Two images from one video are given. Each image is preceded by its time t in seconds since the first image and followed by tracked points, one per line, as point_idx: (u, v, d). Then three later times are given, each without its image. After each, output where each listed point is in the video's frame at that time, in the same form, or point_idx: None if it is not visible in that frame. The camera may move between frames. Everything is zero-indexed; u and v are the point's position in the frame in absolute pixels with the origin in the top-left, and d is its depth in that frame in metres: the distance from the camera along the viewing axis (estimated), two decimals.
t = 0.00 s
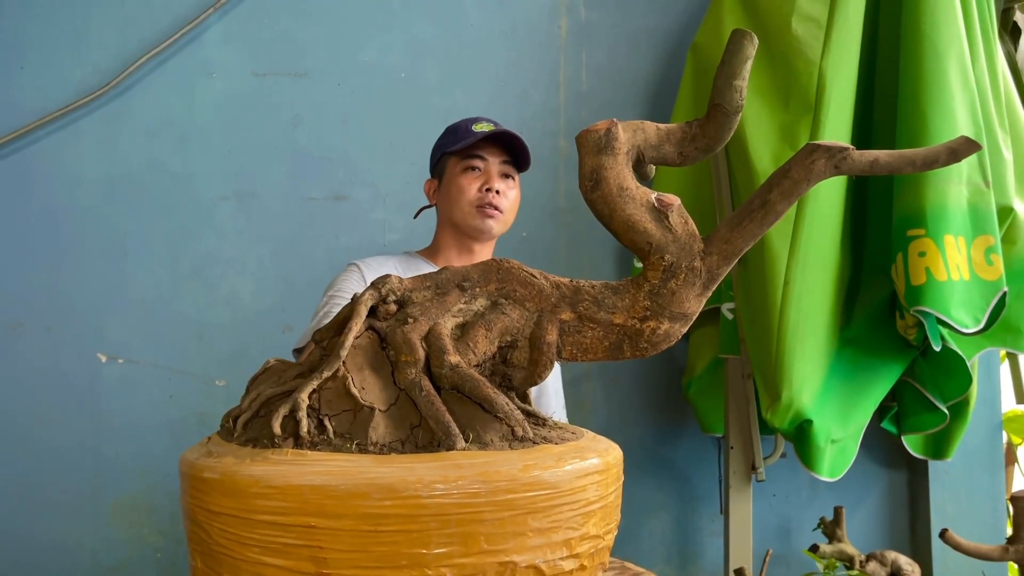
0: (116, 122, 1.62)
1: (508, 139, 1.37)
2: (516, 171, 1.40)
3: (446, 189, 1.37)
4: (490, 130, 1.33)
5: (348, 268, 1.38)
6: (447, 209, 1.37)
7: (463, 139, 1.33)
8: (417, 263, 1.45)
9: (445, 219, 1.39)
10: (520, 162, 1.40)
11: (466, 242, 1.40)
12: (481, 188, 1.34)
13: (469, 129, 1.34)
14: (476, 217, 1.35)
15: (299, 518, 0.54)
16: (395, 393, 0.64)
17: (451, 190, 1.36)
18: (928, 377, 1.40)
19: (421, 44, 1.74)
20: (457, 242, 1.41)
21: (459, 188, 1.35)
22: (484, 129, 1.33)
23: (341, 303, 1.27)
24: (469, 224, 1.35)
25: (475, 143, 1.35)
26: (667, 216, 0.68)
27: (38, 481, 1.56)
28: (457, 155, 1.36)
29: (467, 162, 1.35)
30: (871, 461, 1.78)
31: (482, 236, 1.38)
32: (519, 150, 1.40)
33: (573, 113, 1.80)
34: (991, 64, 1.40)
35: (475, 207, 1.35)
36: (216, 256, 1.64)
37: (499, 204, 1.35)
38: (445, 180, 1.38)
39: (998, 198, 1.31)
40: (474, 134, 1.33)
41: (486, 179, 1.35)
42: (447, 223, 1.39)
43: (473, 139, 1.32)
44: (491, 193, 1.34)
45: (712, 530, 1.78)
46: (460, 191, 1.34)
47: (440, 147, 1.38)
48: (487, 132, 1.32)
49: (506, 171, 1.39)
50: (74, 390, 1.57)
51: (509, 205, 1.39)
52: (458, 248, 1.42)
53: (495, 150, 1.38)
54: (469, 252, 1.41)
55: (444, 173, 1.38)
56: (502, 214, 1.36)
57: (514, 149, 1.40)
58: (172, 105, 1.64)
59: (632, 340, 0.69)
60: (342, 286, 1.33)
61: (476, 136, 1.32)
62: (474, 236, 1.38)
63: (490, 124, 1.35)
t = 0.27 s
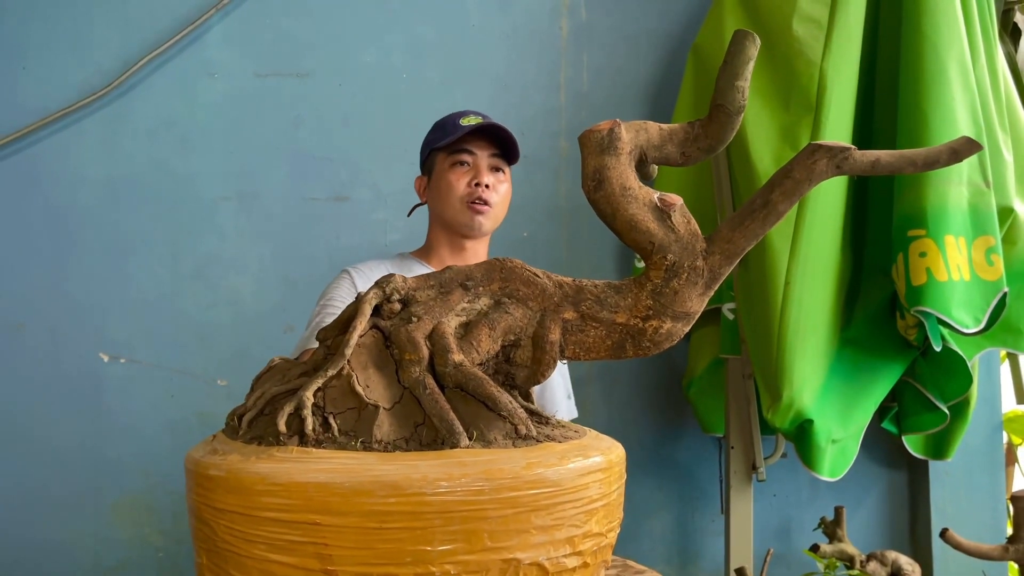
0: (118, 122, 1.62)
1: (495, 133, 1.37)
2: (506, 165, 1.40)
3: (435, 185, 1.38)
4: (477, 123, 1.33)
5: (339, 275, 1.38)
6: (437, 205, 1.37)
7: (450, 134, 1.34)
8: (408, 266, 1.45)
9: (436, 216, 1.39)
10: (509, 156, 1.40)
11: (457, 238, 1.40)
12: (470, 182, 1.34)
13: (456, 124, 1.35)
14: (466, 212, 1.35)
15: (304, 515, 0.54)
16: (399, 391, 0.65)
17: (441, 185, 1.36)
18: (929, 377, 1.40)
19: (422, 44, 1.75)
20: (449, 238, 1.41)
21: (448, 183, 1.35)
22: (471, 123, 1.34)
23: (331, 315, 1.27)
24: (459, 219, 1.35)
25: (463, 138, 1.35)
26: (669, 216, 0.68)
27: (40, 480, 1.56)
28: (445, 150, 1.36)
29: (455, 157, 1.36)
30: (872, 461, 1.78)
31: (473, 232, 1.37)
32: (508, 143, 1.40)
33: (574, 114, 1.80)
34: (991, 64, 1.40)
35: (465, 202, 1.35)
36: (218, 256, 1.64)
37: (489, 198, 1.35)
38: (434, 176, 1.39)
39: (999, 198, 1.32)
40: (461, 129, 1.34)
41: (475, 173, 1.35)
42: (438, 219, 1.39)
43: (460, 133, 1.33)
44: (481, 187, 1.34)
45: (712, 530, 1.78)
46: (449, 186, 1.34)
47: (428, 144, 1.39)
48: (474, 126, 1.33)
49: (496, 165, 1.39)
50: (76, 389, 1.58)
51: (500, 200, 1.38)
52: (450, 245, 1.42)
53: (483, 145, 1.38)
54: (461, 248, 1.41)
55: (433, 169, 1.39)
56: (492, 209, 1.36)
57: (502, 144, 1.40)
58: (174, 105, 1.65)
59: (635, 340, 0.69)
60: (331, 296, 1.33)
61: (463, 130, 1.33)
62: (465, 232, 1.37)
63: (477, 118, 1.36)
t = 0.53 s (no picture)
0: (122, 122, 1.63)
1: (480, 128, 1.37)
2: (492, 161, 1.39)
3: (419, 181, 1.38)
4: (461, 118, 1.33)
5: (321, 289, 1.40)
6: (421, 201, 1.37)
7: (433, 129, 1.34)
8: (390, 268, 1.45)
9: (420, 213, 1.40)
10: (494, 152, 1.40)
11: (442, 235, 1.40)
12: (455, 179, 1.34)
13: (439, 119, 1.34)
14: (450, 209, 1.35)
15: (316, 511, 0.55)
16: (408, 389, 0.65)
17: (424, 182, 1.36)
18: (932, 376, 1.40)
19: (425, 45, 1.75)
20: (434, 236, 1.41)
21: (432, 179, 1.35)
22: (455, 118, 1.34)
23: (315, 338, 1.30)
24: (443, 217, 1.36)
25: (447, 133, 1.35)
26: (677, 215, 0.68)
27: (44, 479, 1.57)
28: (429, 145, 1.36)
29: (439, 153, 1.36)
30: (875, 460, 1.78)
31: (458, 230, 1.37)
32: (493, 138, 1.40)
33: (577, 114, 1.81)
34: (994, 65, 1.40)
35: (449, 199, 1.35)
36: (222, 256, 1.65)
37: (474, 195, 1.35)
38: (419, 172, 1.39)
39: (1002, 198, 1.32)
40: (446, 123, 1.34)
41: (459, 169, 1.35)
42: (423, 216, 1.39)
43: (443, 128, 1.33)
44: (465, 184, 1.34)
45: (715, 529, 1.79)
46: (433, 183, 1.34)
47: (413, 139, 1.39)
48: (458, 120, 1.33)
49: (482, 160, 1.39)
50: (81, 388, 1.58)
51: (486, 197, 1.38)
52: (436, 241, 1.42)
53: (468, 140, 1.38)
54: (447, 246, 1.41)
55: (418, 165, 1.39)
56: (477, 207, 1.36)
57: (488, 139, 1.40)
58: (178, 105, 1.65)
59: (642, 338, 0.69)
60: (315, 315, 1.35)
61: (446, 125, 1.33)
62: (450, 229, 1.37)
63: (462, 112, 1.36)
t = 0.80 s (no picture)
0: (125, 122, 1.63)
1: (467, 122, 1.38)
2: (480, 156, 1.41)
3: (407, 174, 1.38)
4: (450, 111, 1.34)
5: (310, 295, 1.41)
6: (409, 195, 1.37)
7: (421, 122, 1.34)
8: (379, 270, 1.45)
9: (408, 208, 1.40)
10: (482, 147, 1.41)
11: (431, 231, 1.40)
12: (444, 173, 1.34)
13: (427, 113, 1.35)
14: (439, 203, 1.35)
15: (325, 510, 0.55)
16: (416, 388, 0.65)
17: (413, 175, 1.36)
18: (935, 376, 1.40)
19: (428, 44, 1.75)
20: (422, 231, 1.41)
21: (420, 173, 1.35)
22: (444, 111, 1.34)
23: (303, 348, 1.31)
24: (432, 211, 1.36)
25: (435, 127, 1.36)
26: (683, 215, 0.69)
27: (48, 478, 1.57)
28: (417, 139, 1.37)
29: (428, 147, 1.36)
30: (878, 460, 1.78)
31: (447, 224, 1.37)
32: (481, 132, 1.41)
33: (580, 114, 1.81)
34: (998, 64, 1.40)
35: (438, 193, 1.35)
36: (225, 256, 1.65)
37: (464, 189, 1.36)
38: (406, 166, 1.39)
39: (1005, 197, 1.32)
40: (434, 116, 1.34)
41: (448, 163, 1.36)
42: (411, 211, 1.39)
43: (432, 121, 1.33)
44: (455, 178, 1.34)
45: (718, 528, 1.79)
46: (422, 176, 1.35)
47: (400, 133, 1.39)
48: (447, 114, 1.34)
49: (470, 155, 1.40)
50: (84, 387, 1.59)
51: (475, 192, 1.39)
52: (422, 237, 1.42)
53: (456, 134, 1.39)
54: (435, 241, 1.41)
55: (405, 159, 1.39)
56: (467, 201, 1.37)
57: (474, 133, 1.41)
58: (181, 105, 1.65)
59: (648, 337, 0.69)
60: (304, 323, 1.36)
61: (435, 118, 1.33)
62: (439, 224, 1.38)
63: (449, 106, 1.37)
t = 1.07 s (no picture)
0: (126, 121, 1.63)
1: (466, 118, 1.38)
2: (479, 152, 1.41)
3: (407, 170, 1.37)
4: (448, 106, 1.34)
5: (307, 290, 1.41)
6: (409, 192, 1.37)
7: (420, 118, 1.34)
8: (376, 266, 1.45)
9: (408, 205, 1.39)
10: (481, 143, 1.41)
11: (431, 228, 1.40)
12: (444, 168, 1.34)
13: (425, 108, 1.35)
14: (439, 199, 1.35)
15: (328, 509, 0.55)
16: (418, 386, 0.65)
17: (412, 171, 1.36)
18: (936, 375, 1.40)
19: (429, 43, 1.75)
20: (422, 228, 1.41)
21: (420, 168, 1.35)
22: (442, 106, 1.34)
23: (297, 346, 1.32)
24: (433, 207, 1.35)
25: (433, 122, 1.36)
26: (685, 214, 0.68)
27: (49, 478, 1.57)
28: (416, 135, 1.37)
29: (427, 143, 1.36)
30: (879, 459, 1.78)
31: (448, 220, 1.37)
32: (479, 127, 1.41)
33: (581, 112, 1.81)
34: (999, 63, 1.40)
35: (438, 189, 1.35)
36: (226, 256, 1.65)
37: (465, 184, 1.35)
38: (405, 163, 1.39)
39: (1006, 197, 1.32)
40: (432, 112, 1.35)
41: (448, 159, 1.36)
42: (410, 207, 1.39)
43: (431, 116, 1.33)
44: (455, 173, 1.34)
45: (719, 527, 1.79)
46: (421, 172, 1.34)
47: (398, 130, 1.39)
48: (445, 109, 1.33)
49: (469, 150, 1.40)
50: (85, 387, 1.59)
51: (476, 187, 1.39)
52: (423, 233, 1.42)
53: (455, 130, 1.39)
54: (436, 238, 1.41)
55: (404, 155, 1.39)
56: (468, 196, 1.36)
57: (473, 129, 1.42)
58: (182, 105, 1.65)
59: (649, 336, 0.69)
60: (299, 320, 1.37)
61: (433, 113, 1.33)
62: (439, 220, 1.37)
63: (447, 102, 1.37)
